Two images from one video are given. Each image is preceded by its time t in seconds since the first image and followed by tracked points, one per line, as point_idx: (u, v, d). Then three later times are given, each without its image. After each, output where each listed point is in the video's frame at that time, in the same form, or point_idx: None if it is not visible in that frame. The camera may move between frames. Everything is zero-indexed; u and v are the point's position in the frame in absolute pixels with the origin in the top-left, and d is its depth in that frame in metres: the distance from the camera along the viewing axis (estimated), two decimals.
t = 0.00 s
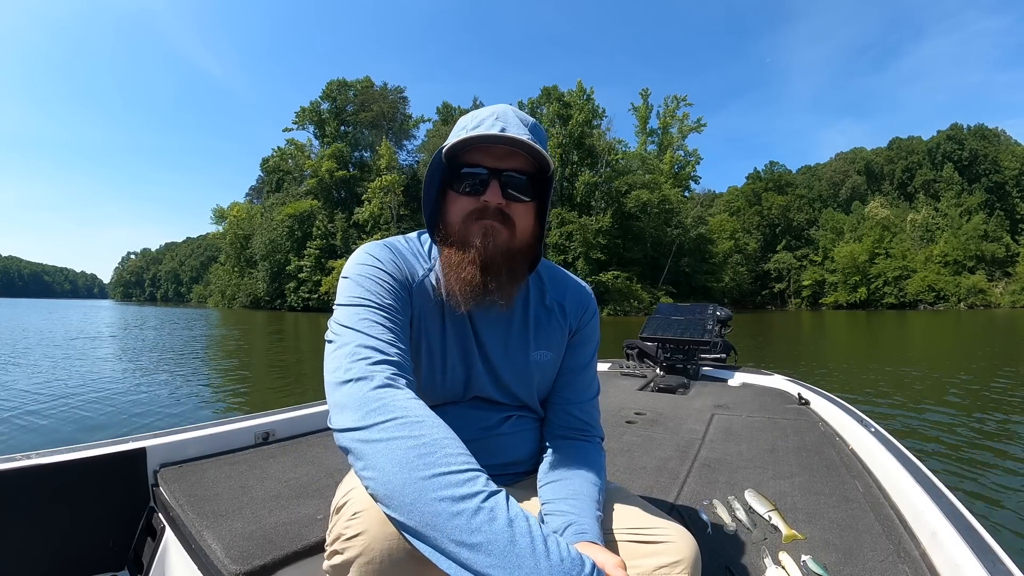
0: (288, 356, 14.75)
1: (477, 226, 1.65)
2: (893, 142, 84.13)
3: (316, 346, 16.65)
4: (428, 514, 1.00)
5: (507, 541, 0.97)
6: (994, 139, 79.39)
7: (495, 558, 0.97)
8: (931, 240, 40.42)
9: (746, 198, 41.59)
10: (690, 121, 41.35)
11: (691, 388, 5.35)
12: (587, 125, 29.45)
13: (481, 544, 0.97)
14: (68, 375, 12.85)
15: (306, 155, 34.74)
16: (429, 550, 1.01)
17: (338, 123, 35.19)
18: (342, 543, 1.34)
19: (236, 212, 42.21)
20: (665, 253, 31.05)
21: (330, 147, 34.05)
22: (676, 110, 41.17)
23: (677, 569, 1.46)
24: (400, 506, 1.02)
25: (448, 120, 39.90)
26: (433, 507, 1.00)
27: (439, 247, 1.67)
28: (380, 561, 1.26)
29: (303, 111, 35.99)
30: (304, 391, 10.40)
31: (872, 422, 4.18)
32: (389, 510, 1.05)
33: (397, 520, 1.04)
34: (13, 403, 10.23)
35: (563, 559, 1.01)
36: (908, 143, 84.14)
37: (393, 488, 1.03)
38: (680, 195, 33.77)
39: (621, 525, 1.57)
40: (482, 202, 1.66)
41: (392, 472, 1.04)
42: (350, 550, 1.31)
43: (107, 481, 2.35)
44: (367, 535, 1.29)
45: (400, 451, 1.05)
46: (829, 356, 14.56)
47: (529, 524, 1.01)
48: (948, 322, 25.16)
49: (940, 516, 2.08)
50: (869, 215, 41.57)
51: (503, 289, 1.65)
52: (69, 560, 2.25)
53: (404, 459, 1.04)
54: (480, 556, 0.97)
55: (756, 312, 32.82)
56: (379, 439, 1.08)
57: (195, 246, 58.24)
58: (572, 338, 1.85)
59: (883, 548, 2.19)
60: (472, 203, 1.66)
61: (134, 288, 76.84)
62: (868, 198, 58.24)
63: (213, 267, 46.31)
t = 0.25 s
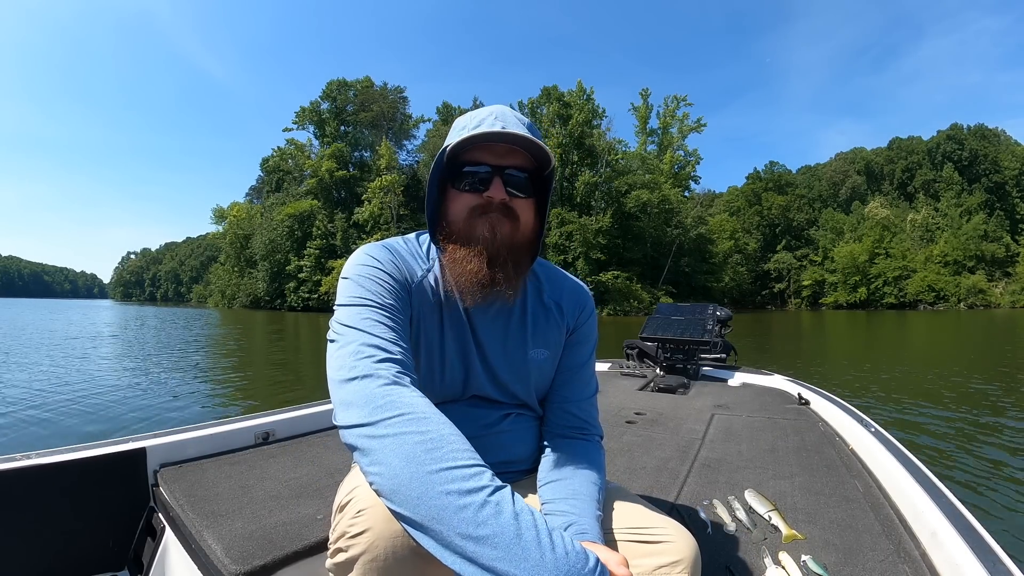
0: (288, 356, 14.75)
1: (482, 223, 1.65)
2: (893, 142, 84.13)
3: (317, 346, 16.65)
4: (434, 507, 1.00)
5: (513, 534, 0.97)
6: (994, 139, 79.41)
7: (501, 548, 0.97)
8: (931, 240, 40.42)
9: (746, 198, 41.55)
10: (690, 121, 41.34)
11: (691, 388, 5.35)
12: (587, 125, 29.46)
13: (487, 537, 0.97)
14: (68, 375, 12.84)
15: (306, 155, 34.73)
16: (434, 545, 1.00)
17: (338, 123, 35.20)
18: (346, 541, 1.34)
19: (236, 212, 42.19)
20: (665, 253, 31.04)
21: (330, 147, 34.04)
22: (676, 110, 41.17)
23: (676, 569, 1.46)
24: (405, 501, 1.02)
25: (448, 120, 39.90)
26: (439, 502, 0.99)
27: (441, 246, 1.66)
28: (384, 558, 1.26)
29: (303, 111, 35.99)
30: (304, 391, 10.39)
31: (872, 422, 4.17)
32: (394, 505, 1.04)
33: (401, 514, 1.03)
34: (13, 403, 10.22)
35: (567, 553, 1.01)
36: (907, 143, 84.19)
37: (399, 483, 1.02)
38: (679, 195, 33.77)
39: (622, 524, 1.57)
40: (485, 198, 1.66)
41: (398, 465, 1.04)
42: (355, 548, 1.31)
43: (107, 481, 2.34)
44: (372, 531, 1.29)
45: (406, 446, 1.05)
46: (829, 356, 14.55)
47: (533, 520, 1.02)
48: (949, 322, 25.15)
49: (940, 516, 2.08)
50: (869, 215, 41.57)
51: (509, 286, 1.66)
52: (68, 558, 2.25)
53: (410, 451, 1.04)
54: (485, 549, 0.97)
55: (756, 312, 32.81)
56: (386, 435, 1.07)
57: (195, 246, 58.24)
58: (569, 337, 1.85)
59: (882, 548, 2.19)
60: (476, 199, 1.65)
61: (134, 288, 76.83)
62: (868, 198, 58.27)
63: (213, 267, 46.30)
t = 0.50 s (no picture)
0: (287, 356, 14.74)
1: (508, 211, 1.67)
2: (893, 142, 84.13)
3: (317, 346, 16.66)
4: (441, 496, 1.00)
5: (520, 519, 0.98)
6: (993, 139, 79.43)
7: (510, 532, 0.98)
8: (931, 239, 40.44)
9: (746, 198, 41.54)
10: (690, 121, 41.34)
11: (691, 388, 5.35)
12: (587, 125, 29.47)
13: (495, 523, 0.97)
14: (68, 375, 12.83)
15: (306, 155, 34.73)
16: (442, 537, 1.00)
17: (338, 123, 35.19)
18: (348, 539, 1.33)
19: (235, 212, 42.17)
20: (665, 253, 31.03)
21: (330, 147, 34.03)
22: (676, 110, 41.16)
23: (677, 569, 1.45)
24: (410, 493, 1.02)
25: (448, 120, 39.89)
26: (447, 489, 1.00)
27: (460, 238, 1.64)
28: (385, 555, 1.26)
29: (303, 111, 35.99)
30: (304, 391, 10.39)
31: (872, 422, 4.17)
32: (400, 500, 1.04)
33: (408, 506, 1.03)
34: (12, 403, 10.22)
35: (572, 535, 1.03)
36: (907, 143, 84.19)
37: (404, 474, 1.02)
38: (679, 195, 33.77)
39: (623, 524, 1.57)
40: (512, 187, 1.67)
41: (405, 456, 1.04)
42: (356, 546, 1.31)
43: (107, 481, 2.34)
44: (373, 529, 1.28)
45: (412, 438, 1.06)
46: (829, 356, 14.55)
47: (539, 507, 1.03)
48: (949, 322, 25.15)
49: (941, 516, 2.08)
50: (869, 215, 41.58)
51: (528, 274, 1.72)
52: (68, 558, 2.24)
53: (418, 443, 1.05)
54: (494, 534, 0.97)
55: (756, 312, 32.81)
56: (391, 429, 1.08)
57: (195, 246, 58.23)
58: (567, 332, 1.86)
59: (883, 548, 2.19)
60: (501, 188, 1.66)
61: (134, 288, 76.81)
62: (868, 198, 58.29)
63: (213, 267, 46.30)
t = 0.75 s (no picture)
0: (287, 356, 14.74)
1: (529, 209, 1.64)
2: (893, 142, 84.14)
3: (317, 345, 16.68)
4: (449, 488, 1.00)
5: (529, 511, 1.02)
6: (993, 139, 79.45)
7: (519, 521, 1.01)
8: (931, 240, 40.48)
9: (746, 198, 41.56)
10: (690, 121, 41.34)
11: (691, 388, 5.35)
12: (587, 125, 29.47)
13: (505, 512, 1.00)
14: (68, 374, 12.84)
15: (306, 155, 34.73)
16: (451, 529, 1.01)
17: (338, 123, 35.19)
18: (346, 537, 1.33)
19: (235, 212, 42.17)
20: (664, 253, 31.02)
21: (329, 147, 34.03)
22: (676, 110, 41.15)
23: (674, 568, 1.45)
24: (417, 484, 1.02)
25: (447, 120, 39.88)
26: (456, 482, 1.00)
27: (479, 240, 1.61)
28: (384, 553, 1.26)
29: (303, 111, 35.99)
30: (304, 390, 10.39)
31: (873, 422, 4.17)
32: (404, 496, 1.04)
33: (414, 501, 1.03)
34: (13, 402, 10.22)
35: (576, 526, 1.08)
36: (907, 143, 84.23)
37: (411, 467, 1.02)
38: (679, 195, 33.77)
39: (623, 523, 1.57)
40: (534, 188, 1.65)
41: (413, 447, 1.04)
42: (354, 543, 1.30)
43: (107, 481, 2.34)
44: (371, 527, 1.28)
45: (420, 433, 1.06)
46: (827, 356, 14.58)
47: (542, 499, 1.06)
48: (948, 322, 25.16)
49: (941, 516, 2.08)
50: (869, 215, 41.59)
51: (537, 272, 1.71)
52: (69, 558, 2.25)
53: (426, 437, 1.05)
54: (505, 525, 0.99)
55: (756, 312, 32.83)
56: (397, 422, 1.08)
57: (195, 246, 58.22)
58: (564, 329, 1.88)
59: (883, 548, 2.19)
60: (523, 189, 1.62)
61: (134, 289, 76.83)
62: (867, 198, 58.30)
63: (213, 267, 46.33)
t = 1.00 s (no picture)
0: (287, 356, 14.73)
1: (516, 221, 1.63)
2: (893, 142, 84.11)
3: (317, 345, 16.67)
4: (453, 482, 1.00)
5: (531, 502, 1.02)
6: (993, 139, 79.45)
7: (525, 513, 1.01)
8: (931, 240, 40.50)
9: (746, 198, 41.54)
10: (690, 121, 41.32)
11: (691, 388, 5.35)
12: (587, 125, 29.47)
13: (511, 503, 1.00)
14: (69, 375, 12.83)
15: (306, 155, 34.72)
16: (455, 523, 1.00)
17: (338, 123, 35.16)
18: (348, 534, 1.33)
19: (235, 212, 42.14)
20: (664, 253, 31.02)
21: (329, 147, 34.02)
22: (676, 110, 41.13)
23: (676, 566, 1.45)
24: (421, 480, 1.02)
25: (447, 120, 39.87)
26: (460, 475, 1.01)
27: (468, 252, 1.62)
28: (384, 551, 1.26)
29: (303, 111, 35.98)
30: (304, 390, 10.39)
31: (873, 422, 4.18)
32: (405, 494, 1.04)
33: (417, 495, 1.03)
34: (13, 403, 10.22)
35: (579, 517, 1.08)
36: (907, 143, 84.23)
37: (414, 461, 1.02)
38: (679, 195, 33.78)
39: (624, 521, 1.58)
40: (519, 201, 1.63)
41: (415, 443, 1.04)
42: (356, 541, 1.30)
43: (107, 481, 2.34)
44: (372, 525, 1.28)
45: (424, 428, 1.06)
46: (827, 356, 14.57)
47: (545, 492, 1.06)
48: (949, 322, 25.17)
49: (941, 516, 2.08)
50: (869, 215, 41.60)
51: (529, 281, 1.70)
52: (68, 558, 2.25)
53: (429, 433, 1.05)
54: (508, 516, 0.99)
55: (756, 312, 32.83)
56: (400, 419, 1.08)
57: (195, 246, 58.21)
58: (565, 330, 1.87)
59: (883, 548, 2.19)
60: (510, 201, 1.62)
61: (134, 288, 76.80)
62: (867, 198, 58.33)
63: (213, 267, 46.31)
